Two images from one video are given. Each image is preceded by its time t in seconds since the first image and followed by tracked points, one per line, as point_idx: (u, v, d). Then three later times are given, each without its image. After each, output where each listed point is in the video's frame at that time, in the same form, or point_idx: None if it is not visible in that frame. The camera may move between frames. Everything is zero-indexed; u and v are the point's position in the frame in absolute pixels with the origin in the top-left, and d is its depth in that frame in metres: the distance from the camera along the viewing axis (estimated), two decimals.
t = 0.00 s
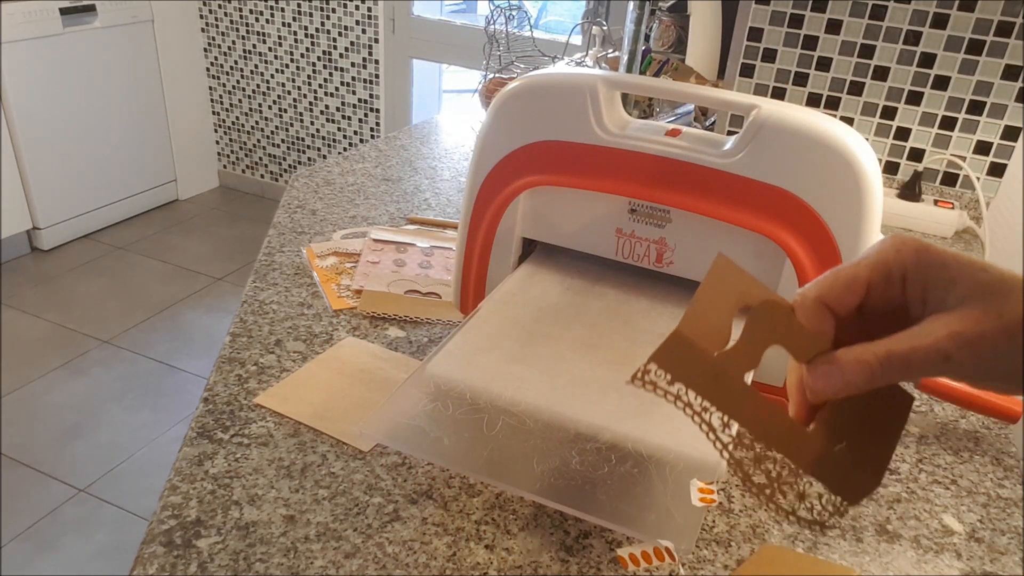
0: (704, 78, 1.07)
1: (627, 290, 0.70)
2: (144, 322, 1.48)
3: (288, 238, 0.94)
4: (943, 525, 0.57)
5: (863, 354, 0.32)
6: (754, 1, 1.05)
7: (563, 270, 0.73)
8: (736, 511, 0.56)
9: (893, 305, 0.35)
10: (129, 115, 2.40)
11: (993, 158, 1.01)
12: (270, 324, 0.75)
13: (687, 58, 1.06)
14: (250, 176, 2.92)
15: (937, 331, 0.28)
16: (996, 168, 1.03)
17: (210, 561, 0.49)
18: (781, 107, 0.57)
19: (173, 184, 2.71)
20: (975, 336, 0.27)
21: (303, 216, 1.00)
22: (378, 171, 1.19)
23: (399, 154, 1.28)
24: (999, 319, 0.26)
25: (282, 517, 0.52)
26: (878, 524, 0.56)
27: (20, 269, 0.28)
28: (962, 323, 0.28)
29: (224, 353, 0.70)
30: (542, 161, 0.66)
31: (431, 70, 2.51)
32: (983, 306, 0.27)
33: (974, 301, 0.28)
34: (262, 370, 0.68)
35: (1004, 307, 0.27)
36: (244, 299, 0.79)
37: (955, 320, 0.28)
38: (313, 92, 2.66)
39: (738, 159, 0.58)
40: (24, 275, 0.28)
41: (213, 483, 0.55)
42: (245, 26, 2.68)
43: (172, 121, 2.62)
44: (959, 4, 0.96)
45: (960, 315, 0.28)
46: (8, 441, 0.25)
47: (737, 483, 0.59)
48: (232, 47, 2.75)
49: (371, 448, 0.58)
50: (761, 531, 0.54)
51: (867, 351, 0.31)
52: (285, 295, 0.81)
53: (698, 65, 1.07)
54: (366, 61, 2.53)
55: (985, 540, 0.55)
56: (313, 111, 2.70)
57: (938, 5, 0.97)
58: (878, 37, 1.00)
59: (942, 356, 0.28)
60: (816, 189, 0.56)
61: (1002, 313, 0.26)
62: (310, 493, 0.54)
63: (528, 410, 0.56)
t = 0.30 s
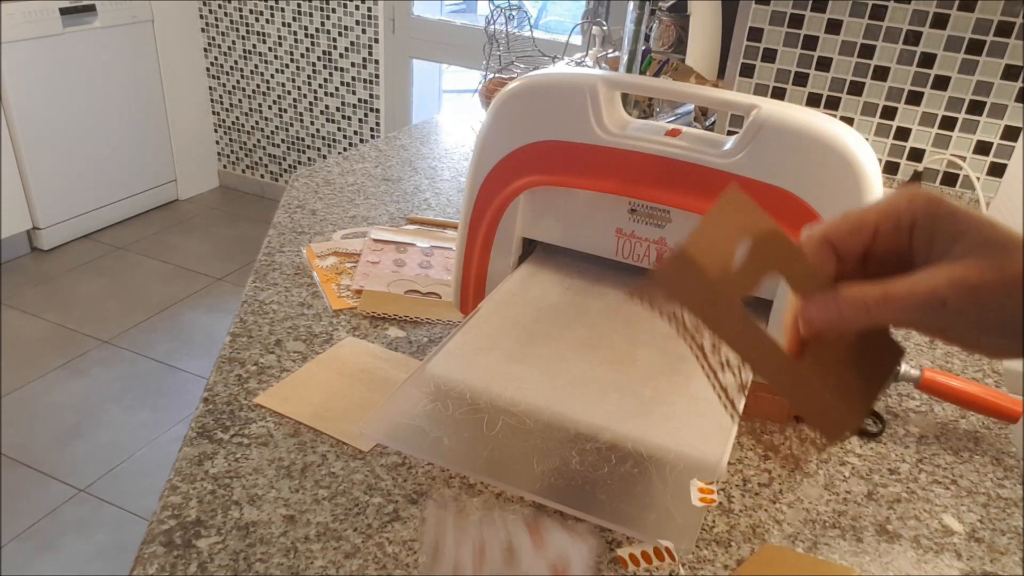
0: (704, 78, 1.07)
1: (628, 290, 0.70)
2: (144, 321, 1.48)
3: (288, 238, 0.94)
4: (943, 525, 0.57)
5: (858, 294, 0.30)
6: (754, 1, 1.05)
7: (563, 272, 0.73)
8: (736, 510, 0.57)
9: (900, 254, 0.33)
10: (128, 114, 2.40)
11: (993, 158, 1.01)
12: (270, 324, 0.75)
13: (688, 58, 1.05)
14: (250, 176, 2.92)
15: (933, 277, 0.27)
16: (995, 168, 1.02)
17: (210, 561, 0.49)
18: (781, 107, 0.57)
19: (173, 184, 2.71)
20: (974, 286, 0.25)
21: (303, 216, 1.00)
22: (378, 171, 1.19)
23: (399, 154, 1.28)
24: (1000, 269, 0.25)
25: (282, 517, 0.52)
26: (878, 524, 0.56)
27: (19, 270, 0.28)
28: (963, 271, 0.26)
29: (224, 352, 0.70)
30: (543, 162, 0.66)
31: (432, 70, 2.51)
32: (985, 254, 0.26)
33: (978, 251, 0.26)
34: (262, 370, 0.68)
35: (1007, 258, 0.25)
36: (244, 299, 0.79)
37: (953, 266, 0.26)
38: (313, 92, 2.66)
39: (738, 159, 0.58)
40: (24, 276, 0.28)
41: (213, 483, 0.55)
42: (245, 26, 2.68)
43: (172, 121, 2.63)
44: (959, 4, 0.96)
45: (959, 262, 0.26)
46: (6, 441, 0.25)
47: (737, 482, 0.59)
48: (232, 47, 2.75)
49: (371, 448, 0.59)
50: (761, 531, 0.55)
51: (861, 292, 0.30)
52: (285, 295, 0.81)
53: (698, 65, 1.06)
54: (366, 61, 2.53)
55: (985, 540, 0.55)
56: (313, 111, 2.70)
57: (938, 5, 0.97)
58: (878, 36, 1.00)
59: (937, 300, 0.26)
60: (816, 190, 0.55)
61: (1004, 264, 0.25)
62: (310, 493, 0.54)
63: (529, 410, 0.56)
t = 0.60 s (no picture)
0: (704, 79, 1.07)
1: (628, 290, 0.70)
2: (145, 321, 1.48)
3: (288, 238, 0.94)
4: (943, 525, 0.57)
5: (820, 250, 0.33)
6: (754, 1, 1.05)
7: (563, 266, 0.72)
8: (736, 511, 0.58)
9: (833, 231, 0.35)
10: (129, 114, 2.40)
11: (993, 158, 1.01)
12: (270, 324, 0.75)
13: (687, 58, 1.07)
14: (250, 176, 2.92)
15: (877, 239, 0.31)
16: (995, 168, 1.02)
17: (210, 561, 0.49)
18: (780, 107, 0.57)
19: (173, 184, 2.71)
20: (910, 243, 0.29)
21: (303, 216, 1.00)
22: (378, 171, 1.19)
23: (399, 154, 1.28)
24: (938, 229, 0.29)
25: (282, 517, 0.52)
26: (878, 524, 0.57)
27: (20, 269, 0.28)
28: (905, 234, 0.30)
29: (224, 353, 0.70)
30: (542, 162, 0.66)
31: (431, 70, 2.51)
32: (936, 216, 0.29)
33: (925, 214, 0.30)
34: (262, 370, 0.68)
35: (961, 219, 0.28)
36: (244, 299, 0.79)
37: (903, 230, 0.30)
38: (313, 92, 2.66)
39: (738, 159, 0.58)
40: (25, 277, 0.28)
41: (213, 483, 0.55)
42: (245, 26, 2.68)
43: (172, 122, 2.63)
44: (959, 4, 0.96)
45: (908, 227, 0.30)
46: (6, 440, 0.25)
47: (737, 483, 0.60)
48: (232, 47, 2.75)
49: (371, 449, 0.59)
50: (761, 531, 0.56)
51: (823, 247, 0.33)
52: (285, 295, 0.81)
53: (698, 65, 1.07)
54: (366, 61, 2.53)
55: (985, 540, 0.55)
56: (313, 111, 2.70)
57: (938, 5, 0.97)
58: (878, 36, 1.00)
59: (883, 257, 0.30)
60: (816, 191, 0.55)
61: (949, 224, 0.28)
62: (310, 493, 0.54)
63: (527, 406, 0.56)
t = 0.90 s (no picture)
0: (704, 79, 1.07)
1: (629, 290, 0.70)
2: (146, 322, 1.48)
3: (288, 238, 0.94)
4: (943, 525, 0.57)
5: (596, 318, 0.34)
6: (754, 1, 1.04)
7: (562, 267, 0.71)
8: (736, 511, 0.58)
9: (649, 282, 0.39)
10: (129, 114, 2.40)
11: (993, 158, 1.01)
12: (270, 324, 0.75)
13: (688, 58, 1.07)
14: (250, 176, 2.92)
15: (676, 296, 0.34)
16: (995, 168, 1.02)
17: (210, 561, 0.49)
18: (780, 107, 0.57)
19: (173, 184, 2.71)
20: (718, 297, 0.34)
21: (304, 216, 1.00)
22: (378, 171, 1.19)
23: (399, 154, 1.28)
24: (743, 278, 0.34)
25: (282, 517, 0.52)
26: (878, 524, 0.57)
27: (20, 270, 0.28)
28: (704, 288, 0.34)
29: (224, 353, 0.70)
30: (541, 162, 0.66)
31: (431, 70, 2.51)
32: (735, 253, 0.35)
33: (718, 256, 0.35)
34: (262, 370, 0.68)
35: (761, 261, 0.35)
36: (244, 300, 0.79)
37: (698, 282, 0.35)
38: (313, 92, 2.66)
39: (738, 160, 0.58)
40: (25, 277, 0.28)
41: (213, 483, 0.55)
42: (245, 26, 2.68)
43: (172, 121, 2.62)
44: (959, 4, 0.96)
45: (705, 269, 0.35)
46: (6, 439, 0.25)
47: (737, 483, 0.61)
48: (232, 47, 2.75)
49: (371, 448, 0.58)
50: (761, 531, 0.56)
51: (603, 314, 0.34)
52: (285, 295, 0.81)
53: (698, 65, 1.08)
54: (366, 61, 2.53)
55: (985, 540, 0.56)
56: (313, 111, 2.70)
57: (938, 5, 0.97)
58: (878, 37, 1.00)
59: (685, 318, 0.34)
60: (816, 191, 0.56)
61: (756, 270, 0.34)
62: (311, 493, 0.54)
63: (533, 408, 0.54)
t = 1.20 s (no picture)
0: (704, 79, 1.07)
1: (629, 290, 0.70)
2: (146, 322, 1.48)
3: (288, 238, 0.94)
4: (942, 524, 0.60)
5: (590, 295, 0.35)
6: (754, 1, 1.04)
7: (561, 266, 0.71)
8: (737, 510, 0.60)
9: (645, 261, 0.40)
10: (129, 114, 2.40)
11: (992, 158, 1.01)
12: (270, 324, 0.75)
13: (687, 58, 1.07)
14: (250, 176, 2.92)
15: (671, 278, 0.36)
16: (995, 167, 1.02)
17: (210, 561, 0.49)
18: (781, 107, 0.57)
19: (173, 184, 2.71)
20: (715, 283, 0.36)
21: (303, 216, 1.00)
22: (378, 171, 1.19)
23: (399, 154, 1.28)
24: (738, 266, 0.36)
25: (282, 517, 0.52)
26: (878, 524, 0.59)
27: (22, 271, 0.28)
28: (699, 271, 0.36)
29: (224, 353, 0.70)
30: (541, 162, 0.66)
31: (432, 70, 2.51)
32: (730, 238, 0.37)
33: (714, 240, 0.37)
34: (262, 370, 0.68)
35: (756, 250, 0.36)
36: (244, 300, 0.79)
37: (693, 264, 0.36)
38: (313, 92, 2.66)
39: (738, 159, 0.58)
40: (25, 278, 0.28)
41: (213, 483, 0.55)
42: (245, 26, 2.68)
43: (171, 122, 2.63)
44: (959, 4, 0.96)
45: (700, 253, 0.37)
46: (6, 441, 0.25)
47: (738, 483, 0.63)
48: (232, 47, 2.75)
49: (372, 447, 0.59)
50: (762, 531, 0.58)
51: (585, 294, 0.35)
52: (285, 295, 0.80)
53: (699, 65, 1.09)
54: (366, 61, 2.53)
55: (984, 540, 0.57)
56: (313, 111, 2.70)
57: (938, 5, 0.97)
58: (877, 36, 1.00)
59: (671, 304, 0.35)
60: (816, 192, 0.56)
61: (744, 261, 0.36)
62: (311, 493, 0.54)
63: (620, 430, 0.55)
